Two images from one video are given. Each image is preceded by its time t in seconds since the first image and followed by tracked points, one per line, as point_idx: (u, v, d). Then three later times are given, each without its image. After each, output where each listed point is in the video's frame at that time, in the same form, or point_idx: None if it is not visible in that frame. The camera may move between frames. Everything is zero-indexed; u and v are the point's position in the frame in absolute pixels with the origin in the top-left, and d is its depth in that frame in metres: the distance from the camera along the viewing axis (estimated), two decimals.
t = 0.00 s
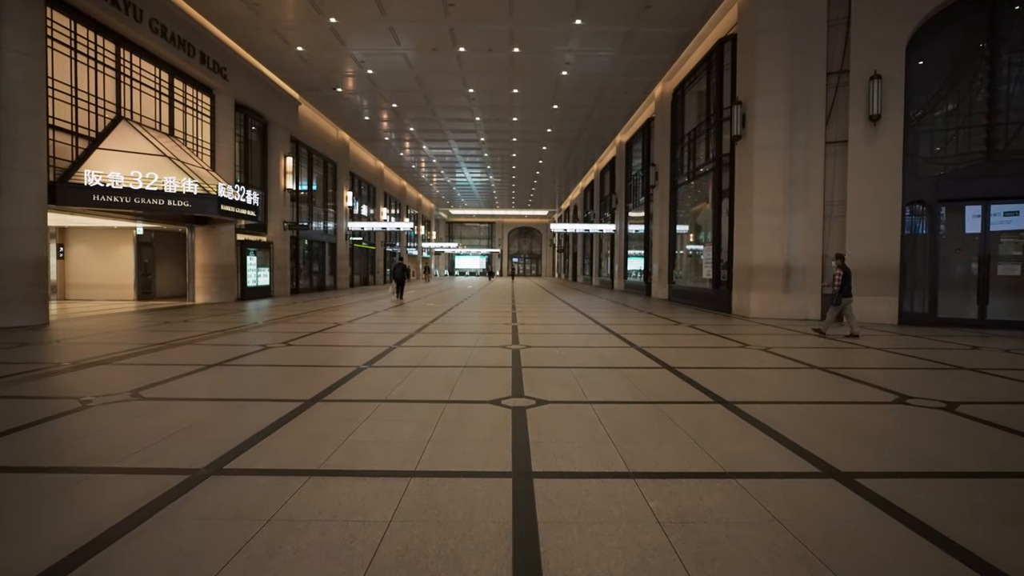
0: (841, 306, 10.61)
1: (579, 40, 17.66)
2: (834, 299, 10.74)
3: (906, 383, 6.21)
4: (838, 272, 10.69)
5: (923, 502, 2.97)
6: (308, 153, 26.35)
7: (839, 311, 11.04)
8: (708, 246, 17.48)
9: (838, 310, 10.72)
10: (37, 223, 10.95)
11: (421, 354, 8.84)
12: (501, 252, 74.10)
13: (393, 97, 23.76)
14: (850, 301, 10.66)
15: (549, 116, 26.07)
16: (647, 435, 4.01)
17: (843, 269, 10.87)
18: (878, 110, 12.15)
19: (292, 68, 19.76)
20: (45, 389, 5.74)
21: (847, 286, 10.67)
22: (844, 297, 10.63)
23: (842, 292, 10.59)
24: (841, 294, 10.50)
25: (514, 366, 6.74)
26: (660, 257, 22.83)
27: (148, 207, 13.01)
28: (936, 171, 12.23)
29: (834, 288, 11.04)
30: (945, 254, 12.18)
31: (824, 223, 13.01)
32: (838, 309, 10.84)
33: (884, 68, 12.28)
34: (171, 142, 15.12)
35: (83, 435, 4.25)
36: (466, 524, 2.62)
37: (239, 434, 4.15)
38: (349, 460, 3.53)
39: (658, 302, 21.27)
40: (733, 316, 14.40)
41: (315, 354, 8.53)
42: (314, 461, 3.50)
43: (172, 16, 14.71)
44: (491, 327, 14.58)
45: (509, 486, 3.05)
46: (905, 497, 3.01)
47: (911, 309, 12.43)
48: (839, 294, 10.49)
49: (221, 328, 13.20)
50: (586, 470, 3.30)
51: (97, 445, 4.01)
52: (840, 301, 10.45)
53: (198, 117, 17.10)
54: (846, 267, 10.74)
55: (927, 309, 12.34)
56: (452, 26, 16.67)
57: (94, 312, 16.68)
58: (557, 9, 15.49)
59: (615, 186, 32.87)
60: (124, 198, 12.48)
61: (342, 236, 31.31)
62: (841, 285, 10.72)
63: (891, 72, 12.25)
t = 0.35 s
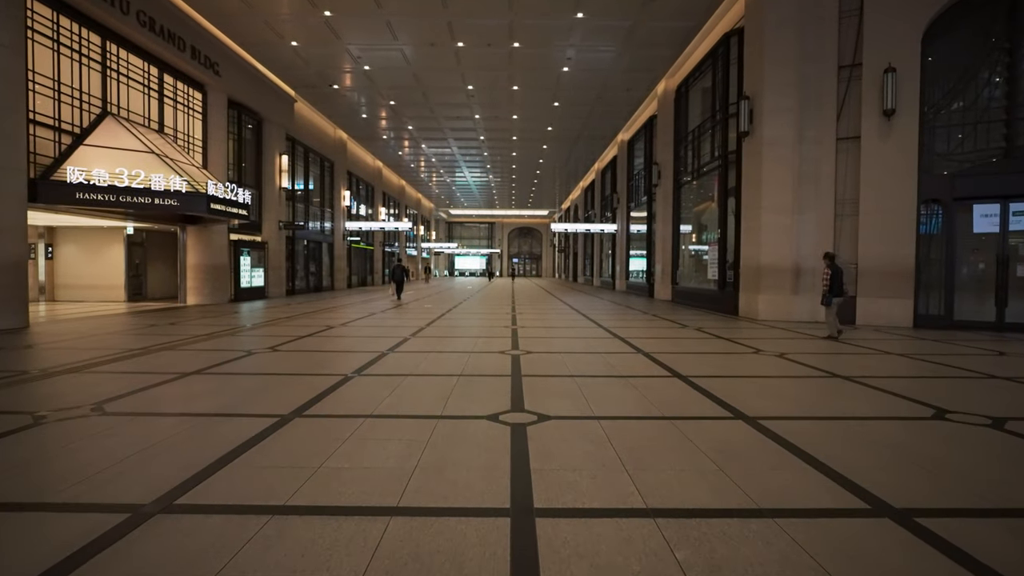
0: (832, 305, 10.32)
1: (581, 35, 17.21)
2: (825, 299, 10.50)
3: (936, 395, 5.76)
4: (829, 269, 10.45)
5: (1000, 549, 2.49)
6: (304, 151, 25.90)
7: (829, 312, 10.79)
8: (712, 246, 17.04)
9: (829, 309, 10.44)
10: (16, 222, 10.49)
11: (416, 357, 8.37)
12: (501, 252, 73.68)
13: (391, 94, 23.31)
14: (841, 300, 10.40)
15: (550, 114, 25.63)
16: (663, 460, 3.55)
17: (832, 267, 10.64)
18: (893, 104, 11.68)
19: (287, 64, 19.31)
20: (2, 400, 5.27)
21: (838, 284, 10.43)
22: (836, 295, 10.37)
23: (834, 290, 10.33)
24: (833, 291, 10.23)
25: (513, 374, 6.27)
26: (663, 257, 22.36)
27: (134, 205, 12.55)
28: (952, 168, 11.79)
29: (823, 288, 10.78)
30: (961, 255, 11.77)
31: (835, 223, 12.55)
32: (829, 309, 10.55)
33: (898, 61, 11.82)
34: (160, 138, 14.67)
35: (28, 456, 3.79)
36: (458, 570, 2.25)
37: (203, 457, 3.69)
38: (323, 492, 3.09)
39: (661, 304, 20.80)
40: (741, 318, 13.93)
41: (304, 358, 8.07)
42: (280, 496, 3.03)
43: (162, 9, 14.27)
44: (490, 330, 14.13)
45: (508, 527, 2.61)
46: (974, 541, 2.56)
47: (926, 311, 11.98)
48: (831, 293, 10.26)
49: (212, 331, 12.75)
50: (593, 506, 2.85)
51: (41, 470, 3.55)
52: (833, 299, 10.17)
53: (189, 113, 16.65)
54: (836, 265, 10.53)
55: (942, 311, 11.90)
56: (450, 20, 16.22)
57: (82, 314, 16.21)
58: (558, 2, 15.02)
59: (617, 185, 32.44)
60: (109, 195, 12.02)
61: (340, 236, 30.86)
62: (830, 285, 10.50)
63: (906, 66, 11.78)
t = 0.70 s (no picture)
0: (826, 307, 10.24)
1: (584, 29, 16.75)
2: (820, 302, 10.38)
3: (976, 409, 5.30)
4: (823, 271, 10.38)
5: None
6: (301, 150, 25.44)
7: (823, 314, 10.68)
8: (719, 246, 16.56)
9: (824, 311, 10.35)
10: None
11: (411, 362, 7.90)
12: (501, 253, 73.22)
13: (389, 91, 22.85)
14: (835, 303, 10.33)
15: (551, 111, 25.17)
16: (687, 491, 3.09)
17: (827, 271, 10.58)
18: (909, 98, 11.22)
19: (282, 60, 18.85)
20: None
21: (832, 287, 10.36)
22: (830, 297, 10.31)
23: (828, 292, 10.27)
24: (827, 293, 10.15)
25: (514, 383, 5.79)
26: (667, 258, 21.88)
27: (119, 203, 12.09)
28: (971, 165, 11.33)
29: (818, 293, 10.71)
30: (980, 255, 11.33)
31: (848, 221, 12.08)
32: (824, 312, 10.44)
33: (915, 53, 11.36)
34: (148, 135, 14.22)
35: None
36: None
37: (160, 484, 3.23)
38: (292, 533, 2.63)
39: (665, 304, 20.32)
40: (750, 320, 13.47)
41: (292, 364, 7.59)
42: (238, 542, 2.56)
43: (152, 1, 13.82)
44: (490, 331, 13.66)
45: None
46: None
47: (945, 314, 11.51)
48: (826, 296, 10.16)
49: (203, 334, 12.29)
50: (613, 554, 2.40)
51: None
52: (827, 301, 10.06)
53: (180, 110, 16.20)
54: (829, 268, 10.49)
55: (961, 314, 11.43)
56: (449, 13, 15.77)
57: (70, 316, 15.76)
58: None
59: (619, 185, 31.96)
60: (93, 193, 11.55)
61: (337, 236, 30.36)
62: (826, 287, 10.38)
63: (923, 58, 11.33)
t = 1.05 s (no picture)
0: (818, 308, 10.05)
1: (585, 23, 16.30)
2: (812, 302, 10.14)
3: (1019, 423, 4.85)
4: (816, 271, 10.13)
5: None
6: (297, 148, 24.99)
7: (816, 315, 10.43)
8: (725, 245, 16.10)
9: (815, 312, 10.15)
10: None
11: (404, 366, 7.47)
12: (501, 253, 72.77)
13: (386, 88, 22.41)
14: (827, 303, 10.13)
15: (552, 109, 24.73)
16: (717, 532, 2.65)
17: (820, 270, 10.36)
18: (926, 91, 10.79)
19: (277, 55, 18.41)
20: None
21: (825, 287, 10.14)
22: (821, 298, 10.09)
23: (820, 293, 10.06)
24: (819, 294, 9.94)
25: (515, 394, 5.34)
26: (670, 258, 21.43)
27: (103, 201, 11.64)
28: (991, 161, 10.86)
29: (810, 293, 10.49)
30: (999, 255, 10.87)
31: (862, 220, 11.64)
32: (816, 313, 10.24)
33: (931, 44, 10.91)
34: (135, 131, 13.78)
35: None
36: None
37: (98, 524, 2.78)
38: None
39: (669, 306, 19.87)
40: (758, 322, 13.02)
41: (280, 368, 7.17)
42: None
43: None
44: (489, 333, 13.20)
45: None
46: None
47: (963, 316, 11.05)
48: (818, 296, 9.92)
49: (193, 336, 11.87)
50: None
51: None
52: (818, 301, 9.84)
53: (170, 106, 15.75)
54: (822, 267, 10.26)
55: (980, 316, 10.96)
56: (447, 6, 15.33)
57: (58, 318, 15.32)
58: None
59: (621, 184, 31.51)
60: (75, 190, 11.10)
61: (335, 236, 29.90)
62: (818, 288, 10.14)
63: (940, 49, 10.88)
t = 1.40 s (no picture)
0: (809, 308, 9.72)
1: (587, 16, 15.82)
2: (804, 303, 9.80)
3: None
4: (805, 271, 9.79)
5: None
6: (293, 146, 24.50)
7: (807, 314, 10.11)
8: (731, 245, 15.63)
9: (806, 312, 9.83)
10: None
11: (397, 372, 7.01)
12: (501, 253, 72.33)
13: (383, 85, 21.93)
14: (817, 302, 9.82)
15: (552, 106, 24.25)
16: None
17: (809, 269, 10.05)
18: (944, 83, 10.33)
19: (270, 50, 17.94)
20: None
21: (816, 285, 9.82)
22: (812, 297, 9.78)
23: (810, 293, 9.75)
24: (811, 293, 9.61)
25: (515, 406, 4.87)
26: (674, 258, 20.93)
27: (85, 199, 11.15)
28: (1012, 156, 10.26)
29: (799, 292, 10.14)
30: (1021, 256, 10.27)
31: (876, 219, 11.18)
32: (807, 313, 9.92)
33: (950, 34, 10.45)
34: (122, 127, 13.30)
35: None
36: None
37: (16, 575, 2.32)
38: None
39: (672, 307, 19.38)
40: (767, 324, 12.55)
41: (264, 375, 6.71)
42: None
43: None
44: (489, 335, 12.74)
45: None
46: None
47: (982, 318, 10.52)
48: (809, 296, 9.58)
49: (180, 339, 11.39)
50: None
51: None
52: (809, 303, 9.52)
53: (160, 101, 15.26)
54: (811, 266, 9.94)
55: (1000, 319, 10.40)
56: None
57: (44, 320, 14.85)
58: None
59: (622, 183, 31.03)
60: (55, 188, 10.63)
61: (331, 236, 29.42)
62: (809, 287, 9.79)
63: (960, 39, 10.40)
